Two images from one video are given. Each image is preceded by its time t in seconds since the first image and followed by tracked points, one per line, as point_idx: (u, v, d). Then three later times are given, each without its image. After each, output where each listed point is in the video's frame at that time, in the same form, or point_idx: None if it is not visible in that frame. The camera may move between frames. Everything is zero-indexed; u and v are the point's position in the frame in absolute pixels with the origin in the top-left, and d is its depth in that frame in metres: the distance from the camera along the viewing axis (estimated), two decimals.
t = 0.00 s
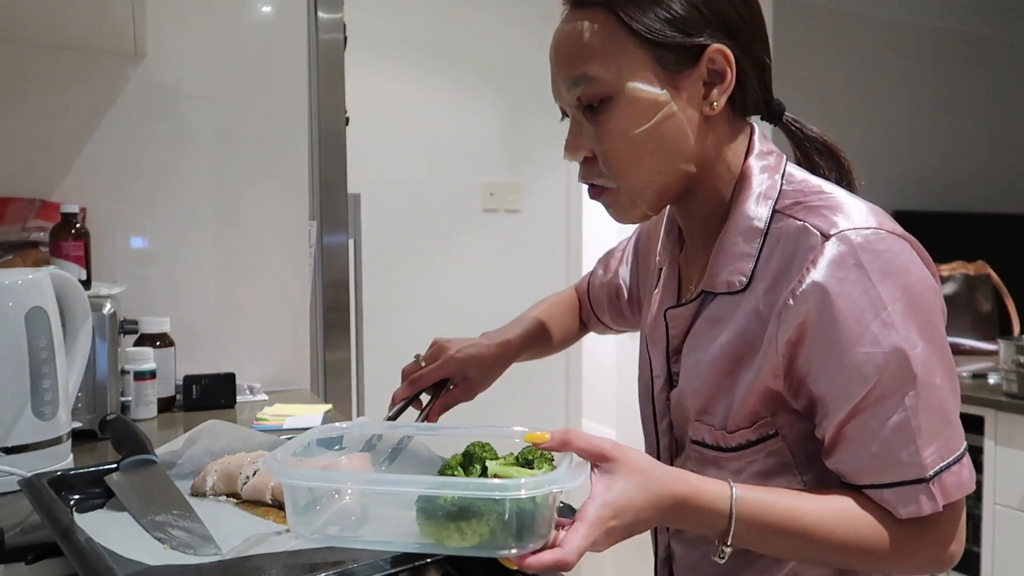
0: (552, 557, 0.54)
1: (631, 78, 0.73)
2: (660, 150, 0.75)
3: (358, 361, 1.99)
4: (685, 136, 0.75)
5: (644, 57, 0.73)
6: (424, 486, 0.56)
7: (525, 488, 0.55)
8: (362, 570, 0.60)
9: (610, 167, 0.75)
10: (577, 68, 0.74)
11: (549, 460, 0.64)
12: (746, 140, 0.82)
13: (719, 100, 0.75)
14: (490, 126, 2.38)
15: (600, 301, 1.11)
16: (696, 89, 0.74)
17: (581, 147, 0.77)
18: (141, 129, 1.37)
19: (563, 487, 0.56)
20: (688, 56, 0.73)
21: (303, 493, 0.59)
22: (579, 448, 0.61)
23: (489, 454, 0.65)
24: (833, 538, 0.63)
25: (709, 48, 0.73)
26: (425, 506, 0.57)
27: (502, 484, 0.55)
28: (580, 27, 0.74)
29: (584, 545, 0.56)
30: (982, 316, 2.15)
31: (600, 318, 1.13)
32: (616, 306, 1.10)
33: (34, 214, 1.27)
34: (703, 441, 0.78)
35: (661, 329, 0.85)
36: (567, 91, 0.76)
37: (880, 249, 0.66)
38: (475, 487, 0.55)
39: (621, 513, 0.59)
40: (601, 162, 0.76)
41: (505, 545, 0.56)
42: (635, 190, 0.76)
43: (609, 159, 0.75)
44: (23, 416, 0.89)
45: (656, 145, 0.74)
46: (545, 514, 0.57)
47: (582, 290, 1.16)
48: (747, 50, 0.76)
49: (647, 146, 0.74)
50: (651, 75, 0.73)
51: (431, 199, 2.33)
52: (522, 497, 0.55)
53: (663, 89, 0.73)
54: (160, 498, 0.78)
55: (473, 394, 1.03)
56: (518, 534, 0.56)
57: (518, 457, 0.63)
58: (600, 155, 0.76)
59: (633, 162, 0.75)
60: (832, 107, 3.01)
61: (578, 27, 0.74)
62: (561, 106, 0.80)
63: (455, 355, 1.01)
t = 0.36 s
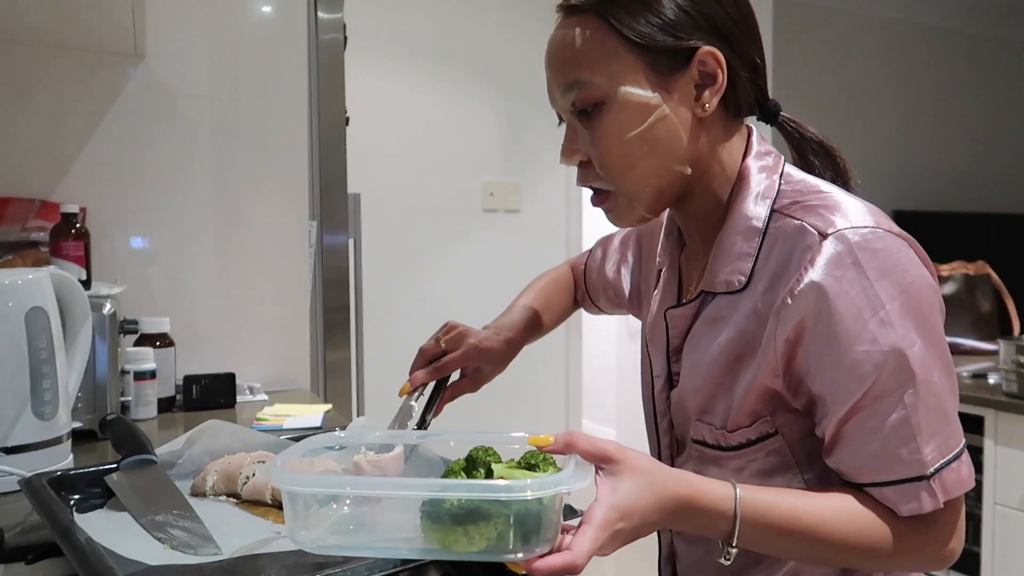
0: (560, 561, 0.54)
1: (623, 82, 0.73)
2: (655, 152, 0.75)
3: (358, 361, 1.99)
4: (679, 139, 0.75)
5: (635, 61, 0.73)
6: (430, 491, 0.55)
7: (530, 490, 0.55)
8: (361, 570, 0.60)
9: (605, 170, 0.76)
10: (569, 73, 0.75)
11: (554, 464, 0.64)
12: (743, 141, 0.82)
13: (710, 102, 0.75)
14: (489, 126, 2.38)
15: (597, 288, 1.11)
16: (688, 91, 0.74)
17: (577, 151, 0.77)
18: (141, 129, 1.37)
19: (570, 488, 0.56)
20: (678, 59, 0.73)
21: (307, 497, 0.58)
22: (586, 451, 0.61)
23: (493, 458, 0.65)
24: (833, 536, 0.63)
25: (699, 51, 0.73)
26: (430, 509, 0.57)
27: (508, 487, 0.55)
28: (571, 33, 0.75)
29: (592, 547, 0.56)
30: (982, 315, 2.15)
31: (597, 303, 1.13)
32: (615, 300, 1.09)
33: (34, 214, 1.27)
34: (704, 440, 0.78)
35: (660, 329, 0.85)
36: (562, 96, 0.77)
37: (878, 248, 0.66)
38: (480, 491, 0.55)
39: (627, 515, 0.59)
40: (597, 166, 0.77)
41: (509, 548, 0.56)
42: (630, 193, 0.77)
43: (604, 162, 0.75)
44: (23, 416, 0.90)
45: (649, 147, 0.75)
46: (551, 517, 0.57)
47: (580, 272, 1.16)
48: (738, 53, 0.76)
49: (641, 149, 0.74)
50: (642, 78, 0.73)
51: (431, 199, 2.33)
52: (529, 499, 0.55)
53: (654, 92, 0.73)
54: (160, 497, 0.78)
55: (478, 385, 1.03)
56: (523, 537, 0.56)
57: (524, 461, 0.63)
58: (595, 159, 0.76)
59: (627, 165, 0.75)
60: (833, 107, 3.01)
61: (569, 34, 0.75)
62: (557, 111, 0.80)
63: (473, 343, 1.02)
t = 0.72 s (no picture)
0: (563, 562, 0.54)
1: (626, 83, 0.73)
2: (658, 153, 0.75)
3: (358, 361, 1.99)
4: (683, 140, 0.75)
5: (639, 62, 0.73)
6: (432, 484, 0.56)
7: (531, 484, 0.55)
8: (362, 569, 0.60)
9: (608, 172, 0.76)
10: (572, 75, 0.75)
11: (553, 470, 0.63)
12: (746, 142, 0.82)
13: (713, 103, 0.75)
14: (489, 126, 2.38)
15: (598, 279, 1.11)
16: (692, 93, 0.74)
17: (580, 153, 0.78)
18: (141, 129, 1.37)
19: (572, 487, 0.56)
20: (681, 60, 0.73)
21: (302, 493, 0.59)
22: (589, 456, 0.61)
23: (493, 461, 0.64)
24: (836, 539, 0.63)
25: (702, 52, 0.73)
26: (430, 507, 0.57)
27: (509, 481, 0.55)
28: (576, 35, 0.75)
29: (597, 551, 0.55)
30: (982, 315, 2.15)
31: (598, 297, 1.13)
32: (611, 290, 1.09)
33: (34, 214, 1.27)
34: (707, 440, 0.78)
35: (662, 329, 0.85)
36: (564, 98, 0.77)
37: (880, 247, 0.66)
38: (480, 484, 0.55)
39: (630, 520, 0.58)
40: (600, 168, 0.77)
41: (510, 550, 0.56)
42: (633, 194, 0.77)
43: (607, 164, 0.75)
44: (23, 417, 0.90)
45: (653, 149, 0.75)
46: (553, 518, 0.57)
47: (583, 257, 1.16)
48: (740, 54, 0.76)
49: (644, 151, 0.74)
50: (646, 80, 0.73)
51: (431, 199, 2.33)
52: (529, 493, 0.55)
53: (658, 94, 0.73)
54: (160, 497, 0.78)
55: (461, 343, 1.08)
56: (524, 537, 0.56)
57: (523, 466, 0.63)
58: (598, 161, 0.76)
59: (631, 167, 0.75)
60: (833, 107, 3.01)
61: (573, 35, 0.75)
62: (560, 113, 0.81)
63: (462, 300, 1.07)
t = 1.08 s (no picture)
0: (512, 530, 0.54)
1: (645, 77, 0.72)
2: (674, 149, 0.74)
3: (358, 361, 1.98)
4: (698, 137, 0.75)
5: (659, 58, 0.73)
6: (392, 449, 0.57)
7: (485, 458, 0.56)
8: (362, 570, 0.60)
9: (621, 166, 0.74)
10: (590, 67, 0.74)
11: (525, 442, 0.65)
12: (754, 142, 0.81)
13: (731, 102, 0.75)
14: (490, 126, 2.37)
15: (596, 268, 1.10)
16: (710, 90, 0.74)
17: (592, 147, 0.75)
18: (140, 129, 1.37)
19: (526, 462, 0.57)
20: (703, 56, 0.73)
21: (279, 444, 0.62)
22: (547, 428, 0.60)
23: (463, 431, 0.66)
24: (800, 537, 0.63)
25: (724, 51, 0.74)
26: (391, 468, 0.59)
27: (465, 452, 0.56)
28: (598, 28, 0.74)
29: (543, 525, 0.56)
30: (982, 315, 2.15)
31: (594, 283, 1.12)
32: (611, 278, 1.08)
33: (34, 214, 1.27)
34: (706, 436, 0.78)
35: (664, 325, 0.85)
36: (579, 89, 0.75)
37: (883, 250, 0.65)
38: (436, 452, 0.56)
39: (585, 498, 0.58)
40: (613, 162, 0.74)
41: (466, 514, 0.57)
42: (645, 191, 0.75)
43: (622, 158, 0.73)
44: (23, 416, 0.89)
45: (670, 146, 0.74)
46: (507, 490, 0.58)
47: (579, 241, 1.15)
48: (759, 56, 0.77)
49: (660, 146, 0.73)
50: (666, 75, 0.73)
51: (431, 199, 2.33)
52: (484, 466, 0.56)
53: (678, 90, 0.73)
54: (159, 497, 0.78)
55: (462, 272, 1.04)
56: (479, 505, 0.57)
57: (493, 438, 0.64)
58: (613, 156, 0.74)
59: (646, 163, 0.74)
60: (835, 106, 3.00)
61: (594, 29, 0.74)
62: (569, 104, 0.78)
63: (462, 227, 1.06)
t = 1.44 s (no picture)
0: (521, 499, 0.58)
1: (689, 58, 0.72)
2: (709, 136, 0.74)
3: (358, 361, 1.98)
4: (731, 125, 0.75)
5: (701, 41, 0.72)
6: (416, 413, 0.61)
7: (501, 425, 0.60)
8: (362, 569, 0.60)
9: (654, 149, 0.73)
10: (630, 42, 0.72)
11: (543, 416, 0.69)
12: (773, 140, 0.82)
13: (766, 93, 0.77)
14: (489, 125, 2.37)
15: (580, 266, 1.07)
16: (745, 79, 0.75)
17: (623, 128, 0.74)
18: (141, 129, 1.37)
19: (542, 433, 0.61)
20: (741, 46, 0.75)
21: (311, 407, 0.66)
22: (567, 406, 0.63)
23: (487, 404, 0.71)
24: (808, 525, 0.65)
25: (762, 43, 0.75)
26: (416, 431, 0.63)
27: (483, 419, 0.60)
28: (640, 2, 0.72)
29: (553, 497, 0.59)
30: (982, 315, 2.15)
31: (576, 280, 1.09)
32: (599, 278, 1.05)
33: (33, 214, 1.27)
34: (723, 434, 0.77)
35: (678, 321, 0.84)
36: (614, 67, 0.73)
37: (911, 246, 0.66)
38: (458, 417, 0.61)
39: (596, 475, 0.60)
40: (645, 145, 0.74)
41: (481, 479, 0.61)
42: (676, 176, 0.75)
43: (655, 141, 0.73)
44: (23, 416, 0.89)
45: (706, 131, 0.73)
46: (523, 459, 0.61)
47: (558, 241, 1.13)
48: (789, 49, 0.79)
49: (698, 130, 0.73)
50: (708, 59, 0.72)
51: (431, 199, 2.33)
52: (500, 433, 0.60)
53: (719, 75, 0.73)
54: (159, 497, 0.78)
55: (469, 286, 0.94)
56: (493, 471, 0.61)
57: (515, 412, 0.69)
58: (646, 137, 0.73)
59: (680, 147, 0.73)
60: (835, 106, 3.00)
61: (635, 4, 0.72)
62: (593, 85, 0.76)
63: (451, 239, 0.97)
